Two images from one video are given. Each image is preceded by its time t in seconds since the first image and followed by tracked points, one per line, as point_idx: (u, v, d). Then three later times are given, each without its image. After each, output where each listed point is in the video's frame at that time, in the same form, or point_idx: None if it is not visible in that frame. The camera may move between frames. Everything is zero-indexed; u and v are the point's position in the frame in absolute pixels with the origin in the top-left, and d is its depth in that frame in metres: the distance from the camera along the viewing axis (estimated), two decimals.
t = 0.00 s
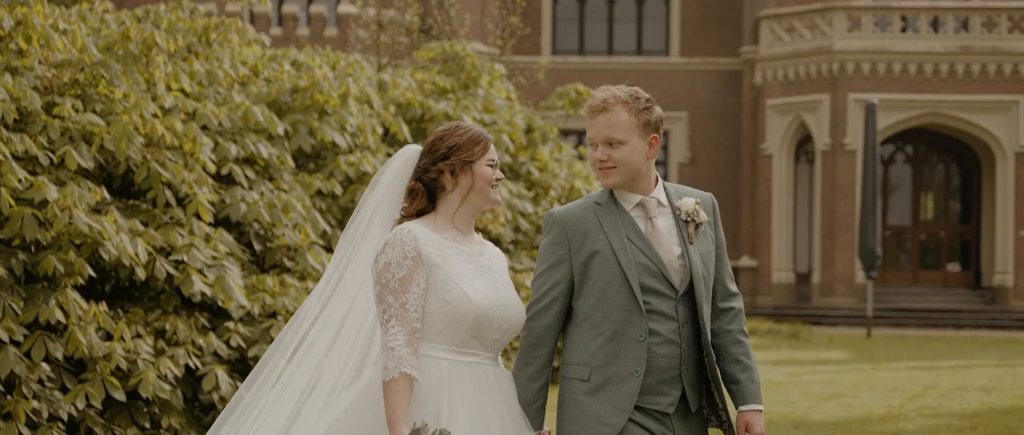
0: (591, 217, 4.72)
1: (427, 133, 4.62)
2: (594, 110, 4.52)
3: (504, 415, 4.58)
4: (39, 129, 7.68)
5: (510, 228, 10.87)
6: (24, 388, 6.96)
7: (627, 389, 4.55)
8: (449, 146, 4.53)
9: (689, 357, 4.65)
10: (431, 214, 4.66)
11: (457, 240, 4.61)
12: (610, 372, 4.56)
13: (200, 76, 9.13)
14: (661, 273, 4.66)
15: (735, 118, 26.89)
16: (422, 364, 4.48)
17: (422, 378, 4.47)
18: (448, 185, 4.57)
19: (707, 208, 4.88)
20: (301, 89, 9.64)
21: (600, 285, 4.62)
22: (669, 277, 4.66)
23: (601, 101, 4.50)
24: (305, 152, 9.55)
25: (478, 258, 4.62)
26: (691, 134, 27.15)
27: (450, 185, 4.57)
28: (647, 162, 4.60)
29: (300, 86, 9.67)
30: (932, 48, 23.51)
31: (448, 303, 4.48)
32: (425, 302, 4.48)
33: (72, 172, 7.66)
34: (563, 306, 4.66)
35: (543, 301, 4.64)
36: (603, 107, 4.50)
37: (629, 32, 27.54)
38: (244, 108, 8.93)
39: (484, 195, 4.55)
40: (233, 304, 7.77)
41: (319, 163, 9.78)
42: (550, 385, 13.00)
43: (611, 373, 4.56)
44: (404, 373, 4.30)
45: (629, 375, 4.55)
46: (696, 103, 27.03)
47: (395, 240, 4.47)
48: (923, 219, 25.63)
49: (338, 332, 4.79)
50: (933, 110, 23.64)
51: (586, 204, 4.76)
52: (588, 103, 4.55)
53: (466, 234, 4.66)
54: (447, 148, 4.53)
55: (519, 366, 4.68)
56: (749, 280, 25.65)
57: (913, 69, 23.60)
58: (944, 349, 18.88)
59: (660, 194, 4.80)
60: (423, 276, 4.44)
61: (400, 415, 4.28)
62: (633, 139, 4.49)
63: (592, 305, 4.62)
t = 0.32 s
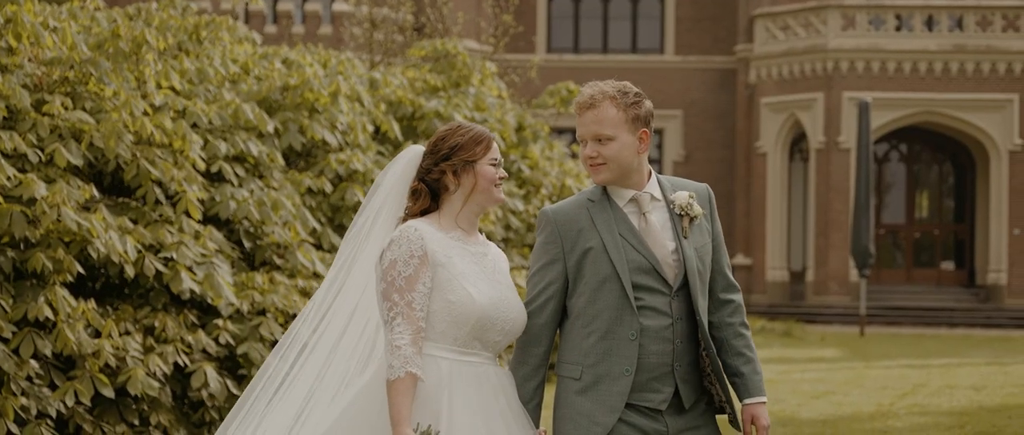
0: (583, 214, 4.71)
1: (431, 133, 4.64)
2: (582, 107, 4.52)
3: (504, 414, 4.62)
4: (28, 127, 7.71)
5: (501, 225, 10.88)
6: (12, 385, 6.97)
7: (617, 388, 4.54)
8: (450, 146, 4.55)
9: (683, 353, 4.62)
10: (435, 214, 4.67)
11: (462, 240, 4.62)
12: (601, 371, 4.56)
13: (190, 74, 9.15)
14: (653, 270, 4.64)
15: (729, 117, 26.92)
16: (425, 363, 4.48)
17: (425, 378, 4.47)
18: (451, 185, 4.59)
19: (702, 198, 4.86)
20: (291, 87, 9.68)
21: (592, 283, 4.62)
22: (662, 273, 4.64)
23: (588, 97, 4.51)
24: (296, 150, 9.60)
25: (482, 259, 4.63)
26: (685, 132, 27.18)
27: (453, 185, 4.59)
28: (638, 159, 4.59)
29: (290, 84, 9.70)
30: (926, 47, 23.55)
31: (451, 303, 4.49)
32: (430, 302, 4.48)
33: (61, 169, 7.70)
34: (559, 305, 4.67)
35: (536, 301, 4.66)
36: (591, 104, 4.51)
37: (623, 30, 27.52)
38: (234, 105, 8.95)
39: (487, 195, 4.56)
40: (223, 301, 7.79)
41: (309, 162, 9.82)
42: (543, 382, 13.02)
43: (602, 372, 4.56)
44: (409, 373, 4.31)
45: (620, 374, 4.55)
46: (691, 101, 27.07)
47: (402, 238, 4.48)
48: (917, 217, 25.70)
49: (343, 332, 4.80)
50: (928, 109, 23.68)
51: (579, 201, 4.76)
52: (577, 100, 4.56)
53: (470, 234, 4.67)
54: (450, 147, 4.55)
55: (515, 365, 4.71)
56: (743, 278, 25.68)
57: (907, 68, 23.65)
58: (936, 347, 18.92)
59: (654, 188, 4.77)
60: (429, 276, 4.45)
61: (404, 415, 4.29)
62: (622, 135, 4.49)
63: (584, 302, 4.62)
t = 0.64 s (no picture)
0: (575, 215, 4.78)
1: (433, 137, 4.69)
2: (574, 108, 4.55)
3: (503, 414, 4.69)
4: (13, 126, 7.73)
5: (486, 225, 10.88)
6: None
7: (606, 391, 4.61)
8: (450, 150, 4.60)
9: (672, 355, 4.68)
10: (436, 218, 4.71)
11: (464, 244, 4.68)
12: (590, 373, 4.63)
13: (177, 74, 9.17)
14: (643, 272, 4.70)
15: (720, 117, 26.96)
16: (428, 370, 4.54)
17: (427, 384, 4.54)
18: (452, 189, 4.65)
19: (696, 195, 4.91)
20: (278, 87, 9.71)
21: (582, 285, 4.68)
22: (652, 276, 4.71)
23: (580, 99, 4.54)
24: (282, 150, 9.62)
25: (484, 264, 4.68)
26: (676, 132, 27.19)
27: (454, 189, 4.64)
28: (630, 159, 4.62)
29: (277, 84, 9.72)
30: (915, 47, 23.59)
31: (454, 308, 4.54)
32: (432, 306, 4.53)
33: (46, 169, 7.71)
34: (552, 307, 4.74)
35: (530, 303, 4.73)
36: (583, 105, 4.54)
37: (614, 30, 27.51)
38: (221, 105, 8.97)
39: (489, 197, 4.61)
40: (208, 301, 7.80)
41: (296, 161, 9.84)
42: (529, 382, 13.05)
43: (590, 374, 4.63)
44: (410, 378, 4.36)
45: (608, 377, 4.61)
46: (682, 101, 27.09)
47: (404, 242, 4.51)
48: (907, 218, 25.73)
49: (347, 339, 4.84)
50: (917, 109, 23.72)
51: (572, 201, 4.82)
52: (569, 100, 4.58)
53: (472, 238, 4.72)
54: (450, 151, 4.60)
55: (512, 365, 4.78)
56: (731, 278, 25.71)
57: (897, 68, 23.69)
58: (924, 347, 18.97)
59: (647, 189, 4.84)
60: (431, 280, 4.49)
61: (404, 420, 4.37)
62: (613, 137, 4.52)
63: (574, 304, 4.69)
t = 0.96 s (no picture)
0: (572, 223, 4.77)
1: (431, 148, 4.72)
2: (573, 116, 4.55)
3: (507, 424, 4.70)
4: None
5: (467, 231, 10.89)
6: None
7: (598, 400, 4.58)
8: (450, 161, 4.62)
9: (666, 366, 4.64)
10: (439, 229, 4.73)
11: (469, 255, 4.71)
12: (583, 382, 4.60)
13: (159, 80, 9.19)
14: (639, 282, 4.68)
15: (705, 123, 26.98)
16: (435, 383, 4.59)
17: (434, 399, 4.58)
18: (452, 200, 4.67)
19: (697, 206, 4.88)
20: (260, 93, 9.69)
21: (576, 294, 4.67)
22: (647, 286, 4.68)
23: (579, 107, 4.54)
24: (264, 156, 9.65)
25: (491, 276, 4.73)
26: (661, 138, 27.21)
27: (455, 200, 4.67)
28: (630, 169, 4.63)
29: (259, 90, 9.71)
30: (900, 54, 23.62)
31: (461, 322, 4.58)
32: (440, 320, 4.57)
33: (27, 174, 7.70)
34: (550, 315, 4.74)
35: (529, 308, 4.74)
36: (581, 114, 4.54)
37: (599, 36, 27.52)
38: (202, 111, 8.98)
39: (490, 208, 4.65)
40: (190, 307, 7.81)
41: (278, 167, 9.86)
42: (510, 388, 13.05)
43: (583, 383, 4.60)
44: (417, 393, 4.40)
45: (600, 386, 4.59)
46: (667, 108, 27.07)
47: (410, 255, 4.55)
48: (893, 223, 25.79)
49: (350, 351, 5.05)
50: (901, 116, 23.77)
51: (571, 209, 4.81)
52: (567, 109, 4.59)
53: (475, 249, 4.77)
54: (450, 162, 4.62)
55: (514, 374, 4.79)
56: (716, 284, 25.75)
57: (881, 74, 23.72)
58: (909, 352, 19.01)
59: (646, 198, 4.82)
60: (438, 295, 4.52)
61: None
62: (612, 146, 4.53)
63: (570, 312, 4.67)
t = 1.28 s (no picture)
0: (571, 219, 4.45)
1: (424, 143, 4.44)
2: (574, 110, 4.25)
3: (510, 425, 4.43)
4: None
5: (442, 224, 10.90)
6: None
7: (593, 397, 4.26)
8: (443, 156, 4.34)
9: (663, 363, 4.32)
10: (437, 226, 4.45)
11: (467, 251, 4.44)
12: (578, 378, 4.29)
13: (134, 74, 9.17)
14: (636, 278, 4.36)
15: (683, 117, 26.99)
16: (437, 382, 4.32)
17: (437, 397, 4.32)
18: (449, 195, 4.39)
19: (698, 207, 4.52)
20: (234, 87, 9.72)
21: (573, 289, 4.36)
22: (645, 282, 4.36)
23: (580, 101, 4.23)
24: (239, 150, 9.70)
25: (491, 272, 4.45)
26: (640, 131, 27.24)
27: (451, 195, 4.39)
28: (631, 164, 4.31)
29: (234, 84, 9.73)
30: (876, 48, 23.69)
31: (463, 318, 4.31)
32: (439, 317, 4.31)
33: (0, 167, 7.72)
34: (547, 310, 4.44)
35: (527, 304, 4.44)
36: (583, 107, 4.23)
37: (578, 30, 27.50)
38: (176, 105, 8.99)
39: (487, 201, 4.37)
40: (162, 300, 7.93)
41: (253, 161, 9.92)
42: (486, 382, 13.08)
43: (579, 379, 4.29)
44: (421, 392, 4.17)
45: (595, 382, 4.27)
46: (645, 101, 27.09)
47: (410, 250, 4.28)
48: (870, 217, 25.86)
49: (344, 347, 4.81)
50: (878, 109, 23.80)
51: (572, 205, 4.49)
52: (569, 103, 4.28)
53: (472, 244, 4.48)
54: (444, 156, 4.35)
55: (514, 370, 4.49)
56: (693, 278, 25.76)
57: (858, 68, 23.78)
58: (885, 345, 19.05)
59: (647, 194, 4.48)
60: (439, 291, 4.26)
61: None
62: (614, 140, 4.21)
63: (566, 308, 4.36)
